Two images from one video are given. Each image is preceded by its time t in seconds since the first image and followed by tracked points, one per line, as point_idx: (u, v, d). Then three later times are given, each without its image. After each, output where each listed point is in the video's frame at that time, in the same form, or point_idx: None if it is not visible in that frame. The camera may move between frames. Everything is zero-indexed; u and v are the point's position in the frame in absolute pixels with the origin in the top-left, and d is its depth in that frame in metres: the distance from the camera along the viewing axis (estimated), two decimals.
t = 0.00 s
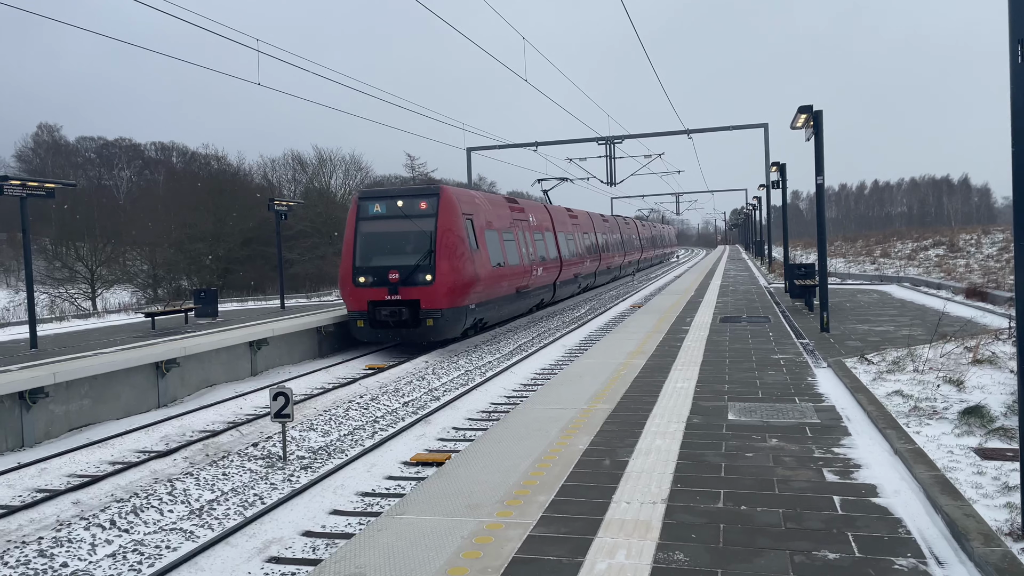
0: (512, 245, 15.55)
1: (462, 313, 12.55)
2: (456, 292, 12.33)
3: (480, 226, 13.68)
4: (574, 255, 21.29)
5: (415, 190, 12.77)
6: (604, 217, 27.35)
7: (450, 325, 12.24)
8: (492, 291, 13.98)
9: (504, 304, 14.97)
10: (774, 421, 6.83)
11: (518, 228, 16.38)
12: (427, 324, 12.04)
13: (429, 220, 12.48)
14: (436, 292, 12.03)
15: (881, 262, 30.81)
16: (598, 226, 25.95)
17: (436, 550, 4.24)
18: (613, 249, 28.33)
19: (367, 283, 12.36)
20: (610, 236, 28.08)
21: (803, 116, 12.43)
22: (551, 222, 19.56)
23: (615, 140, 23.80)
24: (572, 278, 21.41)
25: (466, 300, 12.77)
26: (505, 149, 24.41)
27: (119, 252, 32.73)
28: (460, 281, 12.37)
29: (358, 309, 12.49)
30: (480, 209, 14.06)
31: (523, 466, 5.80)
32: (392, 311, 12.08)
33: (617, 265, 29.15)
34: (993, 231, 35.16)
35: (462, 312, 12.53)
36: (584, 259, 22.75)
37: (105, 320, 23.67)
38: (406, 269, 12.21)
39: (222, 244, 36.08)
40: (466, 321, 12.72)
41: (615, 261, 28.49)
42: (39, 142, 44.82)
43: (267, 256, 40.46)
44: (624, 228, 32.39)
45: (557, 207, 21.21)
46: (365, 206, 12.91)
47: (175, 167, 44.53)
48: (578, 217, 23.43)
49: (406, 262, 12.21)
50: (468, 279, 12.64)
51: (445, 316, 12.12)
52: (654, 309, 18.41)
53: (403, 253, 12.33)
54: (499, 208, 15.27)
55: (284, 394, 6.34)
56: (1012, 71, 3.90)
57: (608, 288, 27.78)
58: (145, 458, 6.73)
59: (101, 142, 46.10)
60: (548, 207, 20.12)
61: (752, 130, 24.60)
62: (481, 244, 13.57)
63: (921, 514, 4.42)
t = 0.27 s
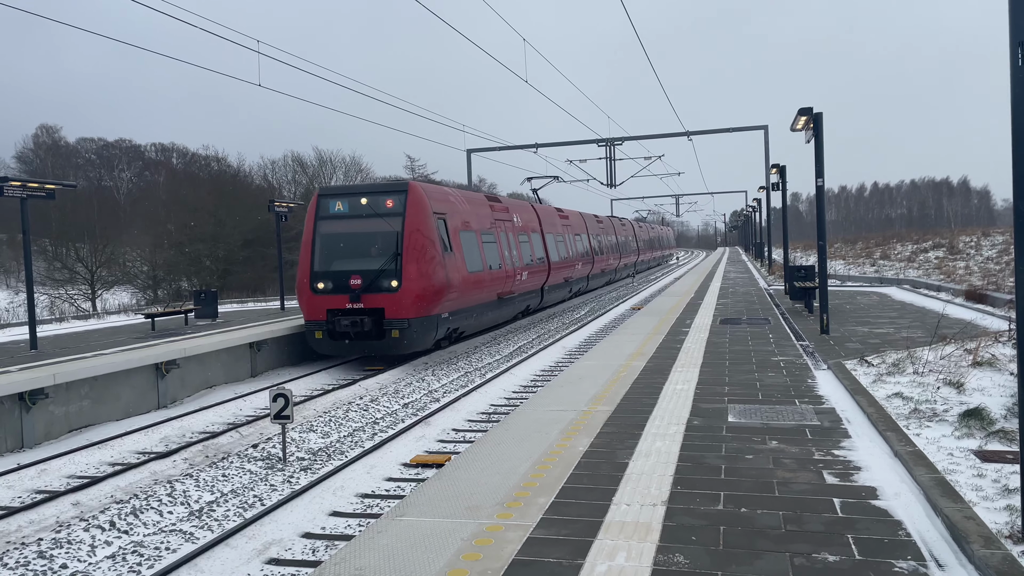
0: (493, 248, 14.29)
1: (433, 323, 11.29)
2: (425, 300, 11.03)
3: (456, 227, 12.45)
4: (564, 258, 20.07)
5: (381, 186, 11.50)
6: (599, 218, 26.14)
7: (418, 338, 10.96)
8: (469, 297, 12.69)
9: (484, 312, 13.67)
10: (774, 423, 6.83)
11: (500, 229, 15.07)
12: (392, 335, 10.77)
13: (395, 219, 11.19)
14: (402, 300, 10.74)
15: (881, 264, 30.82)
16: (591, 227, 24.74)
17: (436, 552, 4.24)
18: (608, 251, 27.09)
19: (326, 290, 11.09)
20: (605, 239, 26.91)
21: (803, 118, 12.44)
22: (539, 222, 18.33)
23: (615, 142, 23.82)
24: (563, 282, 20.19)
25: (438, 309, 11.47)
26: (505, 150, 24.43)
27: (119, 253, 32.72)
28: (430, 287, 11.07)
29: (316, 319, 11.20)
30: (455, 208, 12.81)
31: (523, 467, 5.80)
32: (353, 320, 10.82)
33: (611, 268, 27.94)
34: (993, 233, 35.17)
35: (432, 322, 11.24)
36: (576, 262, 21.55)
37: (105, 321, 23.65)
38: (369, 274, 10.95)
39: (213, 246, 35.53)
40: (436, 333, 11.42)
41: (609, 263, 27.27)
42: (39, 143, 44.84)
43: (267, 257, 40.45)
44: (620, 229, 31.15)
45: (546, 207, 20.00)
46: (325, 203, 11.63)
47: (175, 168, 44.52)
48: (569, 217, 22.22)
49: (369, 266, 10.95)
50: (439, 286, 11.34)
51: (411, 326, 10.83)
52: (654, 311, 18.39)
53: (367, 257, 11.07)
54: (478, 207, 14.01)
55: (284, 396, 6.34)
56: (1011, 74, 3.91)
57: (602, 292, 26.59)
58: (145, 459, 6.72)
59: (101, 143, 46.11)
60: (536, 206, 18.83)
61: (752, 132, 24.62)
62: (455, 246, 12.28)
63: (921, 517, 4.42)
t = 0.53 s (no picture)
0: (467, 250, 13.07)
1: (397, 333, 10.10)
2: (386, 310, 9.80)
3: (423, 227, 11.21)
4: (549, 260, 18.85)
5: (338, 180, 10.20)
6: (588, 218, 24.97)
7: (378, 351, 9.75)
8: (439, 305, 11.47)
9: (458, 321, 12.46)
10: (773, 425, 6.83)
11: (474, 230, 13.85)
12: (348, 349, 9.54)
13: (352, 217, 9.94)
14: (359, 310, 9.52)
15: (880, 266, 30.83)
16: (580, 228, 23.55)
17: (434, 553, 4.24)
18: (598, 253, 25.91)
19: (275, 297, 9.87)
20: (595, 240, 25.76)
21: (802, 120, 12.46)
22: (519, 222, 17.15)
23: (614, 143, 23.84)
24: (548, 286, 19.02)
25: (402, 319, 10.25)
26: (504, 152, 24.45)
27: (118, 254, 32.67)
28: (392, 294, 9.85)
29: (264, 329, 9.97)
30: (423, 206, 11.58)
31: (522, 469, 5.79)
32: (304, 331, 9.63)
33: (602, 270, 26.79)
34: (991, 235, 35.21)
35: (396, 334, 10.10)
36: (563, 264, 20.36)
37: (103, 322, 23.62)
38: (323, 279, 9.71)
39: (205, 248, 34.44)
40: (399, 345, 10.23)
41: (600, 266, 26.09)
42: (38, 144, 44.81)
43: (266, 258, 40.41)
44: (612, 230, 30.00)
45: (528, 205, 18.79)
46: (275, 199, 10.35)
47: (174, 168, 44.48)
48: (554, 218, 21.05)
49: (323, 270, 9.73)
50: (403, 293, 10.11)
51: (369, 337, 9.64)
52: (652, 313, 18.39)
53: (321, 260, 9.83)
54: (449, 205, 12.79)
55: (283, 397, 6.33)
56: (1011, 77, 3.92)
57: (594, 296, 25.44)
58: (143, 460, 6.71)
59: (100, 144, 46.07)
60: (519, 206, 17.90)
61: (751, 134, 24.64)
62: (422, 248, 11.06)
63: (920, 519, 4.41)
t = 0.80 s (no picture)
0: (437, 252, 11.80)
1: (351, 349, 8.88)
2: (337, 320, 8.51)
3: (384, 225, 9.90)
4: (534, 262, 17.68)
5: (283, 170, 8.86)
6: (580, 218, 23.84)
7: (328, 366, 8.50)
8: (401, 313, 10.18)
9: (424, 330, 11.21)
10: (771, 426, 6.84)
11: (448, 229, 12.57)
12: (293, 365, 8.29)
13: (298, 214, 8.63)
14: (304, 321, 8.24)
15: (878, 268, 30.85)
16: (569, 228, 22.45)
17: (432, 554, 4.24)
18: (590, 255, 24.73)
19: (209, 305, 8.54)
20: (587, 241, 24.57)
21: (800, 121, 12.48)
22: (502, 221, 15.90)
23: (613, 144, 23.85)
24: (534, 290, 17.84)
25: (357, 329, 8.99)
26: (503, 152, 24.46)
27: (116, 253, 32.60)
28: (342, 303, 8.55)
29: (196, 342, 8.62)
30: (384, 200, 10.29)
31: (520, 469, 5.80)
32: (241, 345, 8.31)
33: (594, 273, 25.65)
34: (988, 237, 35.28)
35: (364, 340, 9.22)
36: (551, 267, 19.18)
37: (101, 321, 23.58)
38: (263, 285, 8.41)
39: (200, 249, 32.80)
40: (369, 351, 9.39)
41: (592, 269, 24.91)
42: (36, 143, 44.73)
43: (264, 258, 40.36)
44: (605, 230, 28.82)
45: (513, 203, 17.58)
46: (211, 192, 8.98)
47: (173, 168, 44.42)
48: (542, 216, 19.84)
49: (261, 274, 8.42)
50: (357, 300, 8.84)
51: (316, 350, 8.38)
52: (650, 313, 18.39)
53: (261, 262, 8.51)
54: (417, 201, 11.49)
55: (281, 397, 6.32)
56: (1010, 78, 3.92)
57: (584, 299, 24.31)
58: (141, 460, 6.70)
59: (98, 143, 46.00)
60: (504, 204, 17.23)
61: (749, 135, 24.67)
62: (382, 248, 9.75)
63: (918, 520, 4.41)
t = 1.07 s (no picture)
0: (403, 253, 10.54)
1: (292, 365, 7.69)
2: (274, 331, 7.30)
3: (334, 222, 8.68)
4: (519, 263, 16.43)
5: (215, 159, 7.68)
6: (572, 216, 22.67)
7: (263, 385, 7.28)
8: (356, 322, 8.92)
9: (388, 340, 9.98)
10: (769, 426, 6.84)
11: (417, 228, 11.29)
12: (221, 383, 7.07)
13: (230, 208, 7.43)
14: (233, 333, 7.03)
15: (876, 267, 30.87)
16: (559, 227, 21.18)
17: (430, 553, 4.23)
18: (583, 255, 23.53)
19: (127, 314, 7.35)
20: (579, 240, 23.38)
21: (799, 121, 12.48)
22: (482, 220, 14.64)
23: (612, 143, 23.84)
24: (519, 293, 16.65)
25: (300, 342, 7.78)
26: (502, 151, 24.44)
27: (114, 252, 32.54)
28: (280, 312, 7.33)
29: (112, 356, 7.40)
30: (338, 194, 9.07)
31: (518, 469, 5.79)
32: (159, 361, 7.07)
33: (588, 274, 24.44)
34: (986, 237, 35.32)
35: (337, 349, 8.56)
36: (538, 268, 17.98)
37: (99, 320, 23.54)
38: (189, 290, 7.21)
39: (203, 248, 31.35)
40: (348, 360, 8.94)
41: (585, 270, 23.74)
42: (35, 141, 44.64)
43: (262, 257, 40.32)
44: (600, 229, 27.64)
45: (497, 200, 16.36)
46: (132, 184, 7.78)
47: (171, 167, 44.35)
48: (529, 214, 18.56)
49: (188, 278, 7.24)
50: (300, 309, 7.61)
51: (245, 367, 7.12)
52: (649, 313, 18.39)
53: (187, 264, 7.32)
54: (379, 196, 10.24)
55: (279, 396, 6.31)
56: (1009, 78, 3.91)
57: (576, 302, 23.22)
58: (139, 458, 6.69)
59: (97, 142, 45.94)
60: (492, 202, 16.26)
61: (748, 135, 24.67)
62: (332, 249, 8.51)
63: (916, 520, 4.42)
